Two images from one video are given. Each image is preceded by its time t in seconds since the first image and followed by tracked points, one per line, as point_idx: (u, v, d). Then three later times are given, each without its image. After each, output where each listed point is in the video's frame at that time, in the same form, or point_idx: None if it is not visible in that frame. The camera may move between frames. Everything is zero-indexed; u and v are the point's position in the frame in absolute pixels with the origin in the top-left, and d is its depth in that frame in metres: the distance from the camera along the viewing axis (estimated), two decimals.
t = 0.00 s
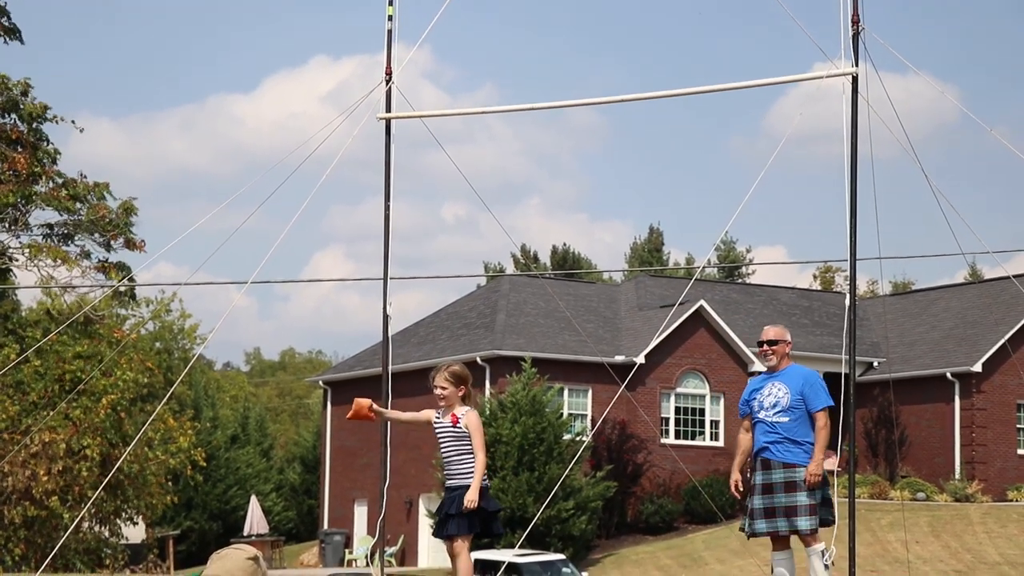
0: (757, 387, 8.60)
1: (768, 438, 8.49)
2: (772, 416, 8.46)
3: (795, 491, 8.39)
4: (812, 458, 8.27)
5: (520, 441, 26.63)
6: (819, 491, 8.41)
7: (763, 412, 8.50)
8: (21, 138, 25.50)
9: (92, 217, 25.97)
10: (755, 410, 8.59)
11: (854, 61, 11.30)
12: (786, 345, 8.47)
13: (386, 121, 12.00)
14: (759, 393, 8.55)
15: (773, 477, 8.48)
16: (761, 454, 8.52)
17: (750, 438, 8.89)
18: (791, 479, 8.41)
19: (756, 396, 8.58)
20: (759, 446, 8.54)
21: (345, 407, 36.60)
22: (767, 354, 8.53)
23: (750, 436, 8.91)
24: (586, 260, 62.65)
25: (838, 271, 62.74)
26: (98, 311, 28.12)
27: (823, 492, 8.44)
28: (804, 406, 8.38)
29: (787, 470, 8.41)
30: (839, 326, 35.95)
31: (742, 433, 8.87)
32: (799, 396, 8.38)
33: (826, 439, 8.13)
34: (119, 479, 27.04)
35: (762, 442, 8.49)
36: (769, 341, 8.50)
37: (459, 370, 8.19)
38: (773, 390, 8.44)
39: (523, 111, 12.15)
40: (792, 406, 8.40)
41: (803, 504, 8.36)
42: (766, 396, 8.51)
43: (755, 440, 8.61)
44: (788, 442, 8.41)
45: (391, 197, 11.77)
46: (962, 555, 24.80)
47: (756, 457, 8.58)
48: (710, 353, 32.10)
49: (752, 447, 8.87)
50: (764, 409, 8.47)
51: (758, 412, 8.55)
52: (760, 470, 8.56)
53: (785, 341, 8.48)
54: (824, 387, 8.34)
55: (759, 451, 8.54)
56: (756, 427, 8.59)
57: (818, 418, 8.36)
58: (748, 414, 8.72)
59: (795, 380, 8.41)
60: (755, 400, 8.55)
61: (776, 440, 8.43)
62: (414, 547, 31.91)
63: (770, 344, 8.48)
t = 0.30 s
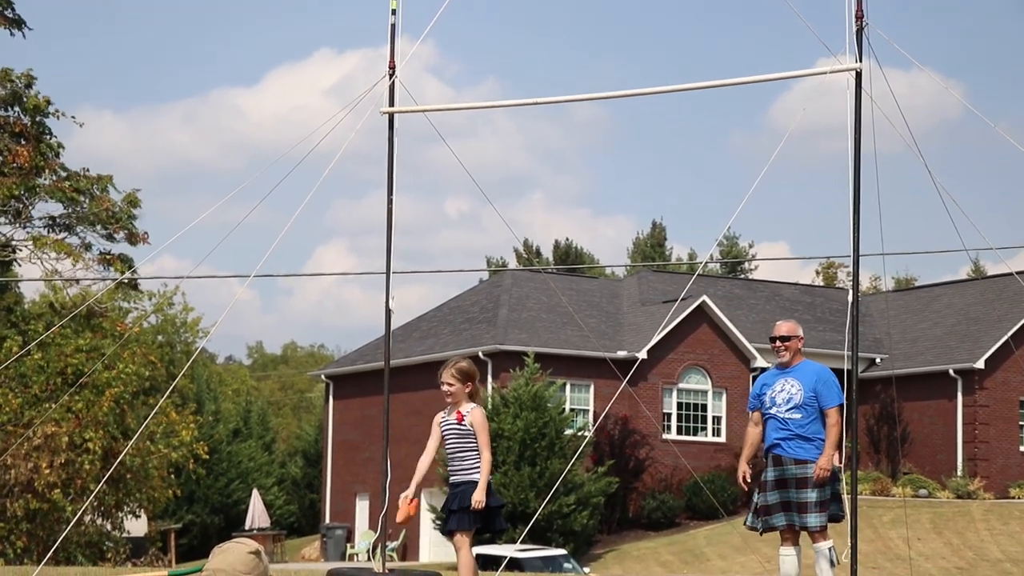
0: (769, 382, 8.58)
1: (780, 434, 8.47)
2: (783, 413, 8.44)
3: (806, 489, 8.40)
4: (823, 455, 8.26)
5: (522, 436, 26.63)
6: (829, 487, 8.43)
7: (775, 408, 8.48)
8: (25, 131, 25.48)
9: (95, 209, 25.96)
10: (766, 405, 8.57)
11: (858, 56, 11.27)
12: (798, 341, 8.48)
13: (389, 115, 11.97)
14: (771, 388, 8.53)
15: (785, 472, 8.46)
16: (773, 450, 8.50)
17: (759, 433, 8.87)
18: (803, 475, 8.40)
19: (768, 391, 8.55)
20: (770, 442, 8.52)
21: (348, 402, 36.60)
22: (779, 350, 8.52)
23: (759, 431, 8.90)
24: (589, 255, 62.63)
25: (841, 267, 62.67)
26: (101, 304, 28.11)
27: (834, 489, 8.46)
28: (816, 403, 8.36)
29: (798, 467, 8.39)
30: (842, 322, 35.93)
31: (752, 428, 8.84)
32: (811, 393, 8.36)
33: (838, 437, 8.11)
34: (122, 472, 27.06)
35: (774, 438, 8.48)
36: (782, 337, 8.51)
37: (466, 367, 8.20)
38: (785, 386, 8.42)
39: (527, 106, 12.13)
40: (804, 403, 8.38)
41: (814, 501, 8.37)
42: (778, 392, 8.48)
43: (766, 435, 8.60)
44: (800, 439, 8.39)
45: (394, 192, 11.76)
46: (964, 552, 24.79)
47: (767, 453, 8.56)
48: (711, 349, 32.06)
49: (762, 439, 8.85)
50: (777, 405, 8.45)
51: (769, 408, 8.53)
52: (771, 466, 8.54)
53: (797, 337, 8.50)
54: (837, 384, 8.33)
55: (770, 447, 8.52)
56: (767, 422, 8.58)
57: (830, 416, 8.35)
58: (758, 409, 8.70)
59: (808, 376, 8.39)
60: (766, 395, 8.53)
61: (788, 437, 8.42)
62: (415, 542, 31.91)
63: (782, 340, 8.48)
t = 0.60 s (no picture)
0: (778, 369, 8.58)
1: (788, 421, 8.47)
2: (792, 400, 8.44)
3: (813, 475, 8.39)
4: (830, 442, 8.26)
5: (526, 424, 26.66)
6: (837, 474, 8.43)
7: (783, 395, 8.48)
8: (28, 118, 25.45)
9: (97, 197, 25.96)
10: (774, 392, 8.57)
11: (861, 43, 11.24)
12: (807, 328, 8.48)
13: (391, 103, 11.95)
14: (779, 375, 8.52)
15: (793, 459, 8.46)
16: (780, 437, 8.51)
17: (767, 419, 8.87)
18: (811, 462, 8.40)
19: (777, 378, 8.55)
20: (778, 428, 8.52)
21: (350, 389, 36.63)
22: (788, 337, 8.52)
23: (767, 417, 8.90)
24: (591, 243, 62.62)
25: (843, 254, 62.61)
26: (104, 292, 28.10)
27: (841, 476, 8.46)
28: (824, 391, 8.36)
29: (806, 454, 8.40)
30: (845, 309, 35.92)
31: (760, 415, 8.84)
32: (820, 380, 8.37)
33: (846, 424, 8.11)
34: (125, 460, 27.10)
35: (782, 424, 8.48)
36: (791, 324, 8.51)
37: (459, 353, 8.20)
38: (794, 373, 8.42)
39: (529, 93, 12.10)
40: (813, 390, 8.38)
41: (821, 488, 8.37)
42: (787, 379, 8.49)
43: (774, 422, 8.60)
44: (808, 425, 8.39)
45: (396, 179, 11.75)
46: (966, 539, 24.82)
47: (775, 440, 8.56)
48: (714, 336, 32.05)
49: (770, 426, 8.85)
50: (785, 392, 8.45)
51: (777, 395, 8.53)
52: (779, 452, 8.55)
53: (806, 324, 8.49)
54: (845, 372, 8.33)
55: (779, 433, 8.52)
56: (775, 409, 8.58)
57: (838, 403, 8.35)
58: (766, 396, 8.70)
59: (816, 363, 8.39)
60: (774, 382, 8.53)
61: (796, 423, 8.42)
62: (418, 529, 31.96)
63: (790, 328, 8.48)
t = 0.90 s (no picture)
0: (781, 364, 8.57)
1: (791, 416, 8.46)
2: (795, 395, 8.42)
3: (817, 470, 8.38)
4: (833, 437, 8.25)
5: (527, 420, 26.66)
6: (841, 469, 8.42)
7: (786, 390, 8.46)
8: (28, 116, 25.45)
9: (98, 194, 25.96)
10: (777, 387, 8.55)
11: (862, 38, 11.22)
12: (810, 323, 8.46)
13: (391, 99, 11.93)
14: (783, 370, 8.51)
15: (796, 454, 8.45)
16: (784, 432, 8.49)
17: (770, 416, 8.85)
18: (815, 457, 8.38)
19: (779, 373, 8.54)
20: (782, 424, 8.50)
21: (352, 386, 36.62)
22: (791, 333, 8.51)
23: (770, 413, 8.89)
24: (592, 238, 62.61)
25: (844, 248, 62.57)
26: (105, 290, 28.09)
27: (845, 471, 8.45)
28: (828, 386, 8.35)
29: (810, 449, 8.38)
30: (846, 304, 35.91)
31: (763, 411, 8.82)
32: (823, 375, 8.35)
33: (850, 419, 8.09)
34: (126, 457, 27.12)
35: (785, 420, 8.47)
36: (794, 320, 8.49)
37: (460, 350, 8.17)
38: (798, 368, 8.41)
39: (530, 88, 12.08)
40: (816, 385, 8.37)
41: (825, 483, 8.36)
42: (790, 374, 8.47)
43: (777, 418, 8.58)
44: (812, 420, 8.37)
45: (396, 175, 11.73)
46: (968, 533, 24.81)
47: (778, 435, 8.54)
48: (715, 332, 32.02)
49: (773, 422, 8.84)
50: (789, 387, 8.44)
51: (780, 390, 8.52)
52: (783, 448, 8.53)
53: (809, 319, 8.48)
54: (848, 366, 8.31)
55: (782, 429, 8.50)
56: (779, 404, 8.56)
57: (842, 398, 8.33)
58: (769, 391, 8.68)
59: (820, 359, 8.38)
60: (777, 377, 8.52)
61: (799, 418, 8.41)
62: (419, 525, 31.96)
63: (793, 323, 8.47)
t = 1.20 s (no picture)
0: (779, 364, 8.56)
1: (790, 416, 8.44)
2: (794, 394, 8.41)
3: (818, 469, 8.37)
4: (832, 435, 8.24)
5: (527, 419, 26.65)
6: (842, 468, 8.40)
7: (786, 389, 8.45)
8: (29, 116, 25.43)
9: (99, 194, 25.94)
10: (776, 387, 8.54)
11: (862, 37, 11.21)
12: (808, 322, 8.45)
13: (392, 98, 11.92)
14: (781, 369, 8.50)
15: (797, 454, 8.44)
16: (784, 431, 8.48)
17: (770, 415, 8.84)
18: (815, 456, 8.38)
19: (778, 373, 8.53)
20: (782, 423, 8.49)
21: (352, 385, 36.59)
22: (789, 332, 8.49)
23: (770, 412, 8.88)
24: (592, 237, 62.60)
25: (845, 248, 62.61)
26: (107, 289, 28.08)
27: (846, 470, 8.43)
28: (826, 384, 8.33)
29: (810, 448, 8.37)
30: (847, 303, 35.90)
31: (763, 410, 8.82)
32: (822, 373, 8.33)
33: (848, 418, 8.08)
34: (126, 456, 27.14)
35: (785, 419, 8.45)
36: (791, 318, 8.48)
37: (460, 347, 8.15)
38: (795, 367, 8.39)
39: (531, 87, 12.07)
40: (815, 383, 8.35)
41: (825, 482, 8.35)
42: (788, 373, 8.46)
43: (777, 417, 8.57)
44: (811, 419, 8.36)
45: (397, 174, 11.72)
46: (969, 532, 24.80)
47: (778, 435, 8.53)
48: (715, 330, 32.00)
49: (774, 421, 8.83)
50: (787, 386, 8.42)
51: (778, 389, 8.51)
52: (783, 448, 8.53)
53: (807, 318, 8.46)
54: (847, 364, 8.30)
55: (782, 429, 8.50)
56: (778, 403, 8.55)
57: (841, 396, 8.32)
58: (769, 391, 8.68)
59: (818, 357, 8.36)
60: (776, 376, 8.50)
61: (799, 418, 8.39)
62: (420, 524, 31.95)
63: (791, 322, 8.46)
